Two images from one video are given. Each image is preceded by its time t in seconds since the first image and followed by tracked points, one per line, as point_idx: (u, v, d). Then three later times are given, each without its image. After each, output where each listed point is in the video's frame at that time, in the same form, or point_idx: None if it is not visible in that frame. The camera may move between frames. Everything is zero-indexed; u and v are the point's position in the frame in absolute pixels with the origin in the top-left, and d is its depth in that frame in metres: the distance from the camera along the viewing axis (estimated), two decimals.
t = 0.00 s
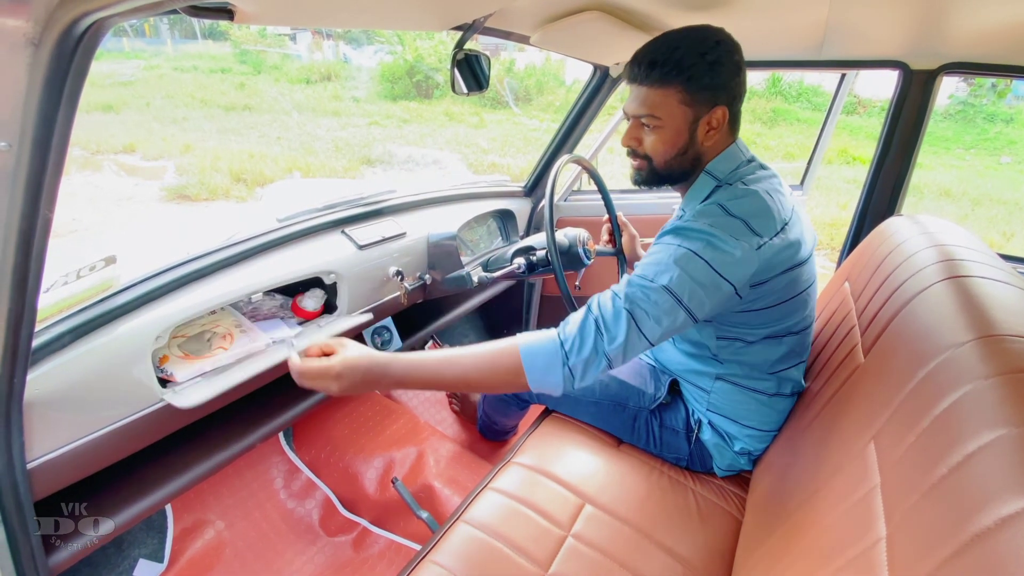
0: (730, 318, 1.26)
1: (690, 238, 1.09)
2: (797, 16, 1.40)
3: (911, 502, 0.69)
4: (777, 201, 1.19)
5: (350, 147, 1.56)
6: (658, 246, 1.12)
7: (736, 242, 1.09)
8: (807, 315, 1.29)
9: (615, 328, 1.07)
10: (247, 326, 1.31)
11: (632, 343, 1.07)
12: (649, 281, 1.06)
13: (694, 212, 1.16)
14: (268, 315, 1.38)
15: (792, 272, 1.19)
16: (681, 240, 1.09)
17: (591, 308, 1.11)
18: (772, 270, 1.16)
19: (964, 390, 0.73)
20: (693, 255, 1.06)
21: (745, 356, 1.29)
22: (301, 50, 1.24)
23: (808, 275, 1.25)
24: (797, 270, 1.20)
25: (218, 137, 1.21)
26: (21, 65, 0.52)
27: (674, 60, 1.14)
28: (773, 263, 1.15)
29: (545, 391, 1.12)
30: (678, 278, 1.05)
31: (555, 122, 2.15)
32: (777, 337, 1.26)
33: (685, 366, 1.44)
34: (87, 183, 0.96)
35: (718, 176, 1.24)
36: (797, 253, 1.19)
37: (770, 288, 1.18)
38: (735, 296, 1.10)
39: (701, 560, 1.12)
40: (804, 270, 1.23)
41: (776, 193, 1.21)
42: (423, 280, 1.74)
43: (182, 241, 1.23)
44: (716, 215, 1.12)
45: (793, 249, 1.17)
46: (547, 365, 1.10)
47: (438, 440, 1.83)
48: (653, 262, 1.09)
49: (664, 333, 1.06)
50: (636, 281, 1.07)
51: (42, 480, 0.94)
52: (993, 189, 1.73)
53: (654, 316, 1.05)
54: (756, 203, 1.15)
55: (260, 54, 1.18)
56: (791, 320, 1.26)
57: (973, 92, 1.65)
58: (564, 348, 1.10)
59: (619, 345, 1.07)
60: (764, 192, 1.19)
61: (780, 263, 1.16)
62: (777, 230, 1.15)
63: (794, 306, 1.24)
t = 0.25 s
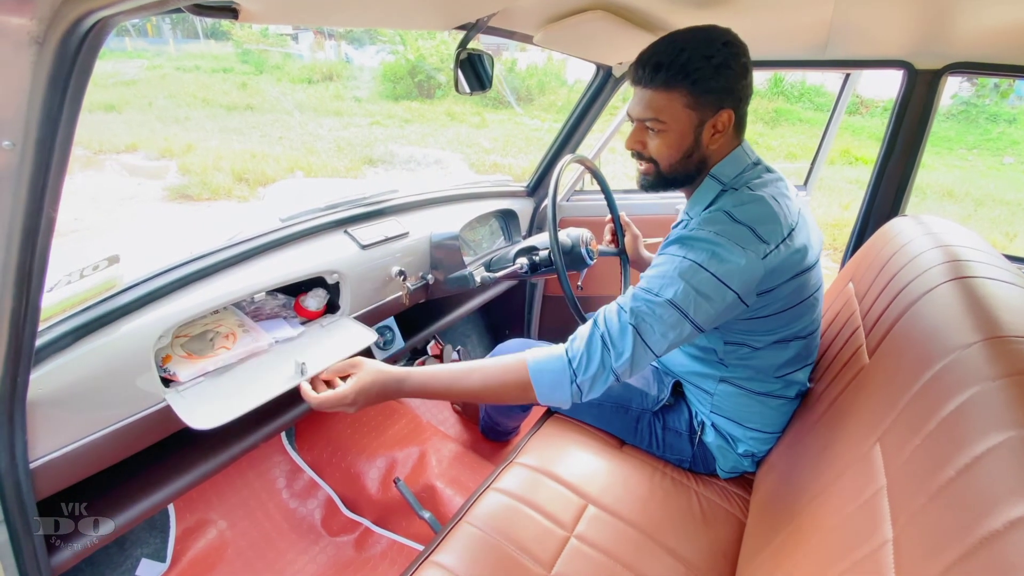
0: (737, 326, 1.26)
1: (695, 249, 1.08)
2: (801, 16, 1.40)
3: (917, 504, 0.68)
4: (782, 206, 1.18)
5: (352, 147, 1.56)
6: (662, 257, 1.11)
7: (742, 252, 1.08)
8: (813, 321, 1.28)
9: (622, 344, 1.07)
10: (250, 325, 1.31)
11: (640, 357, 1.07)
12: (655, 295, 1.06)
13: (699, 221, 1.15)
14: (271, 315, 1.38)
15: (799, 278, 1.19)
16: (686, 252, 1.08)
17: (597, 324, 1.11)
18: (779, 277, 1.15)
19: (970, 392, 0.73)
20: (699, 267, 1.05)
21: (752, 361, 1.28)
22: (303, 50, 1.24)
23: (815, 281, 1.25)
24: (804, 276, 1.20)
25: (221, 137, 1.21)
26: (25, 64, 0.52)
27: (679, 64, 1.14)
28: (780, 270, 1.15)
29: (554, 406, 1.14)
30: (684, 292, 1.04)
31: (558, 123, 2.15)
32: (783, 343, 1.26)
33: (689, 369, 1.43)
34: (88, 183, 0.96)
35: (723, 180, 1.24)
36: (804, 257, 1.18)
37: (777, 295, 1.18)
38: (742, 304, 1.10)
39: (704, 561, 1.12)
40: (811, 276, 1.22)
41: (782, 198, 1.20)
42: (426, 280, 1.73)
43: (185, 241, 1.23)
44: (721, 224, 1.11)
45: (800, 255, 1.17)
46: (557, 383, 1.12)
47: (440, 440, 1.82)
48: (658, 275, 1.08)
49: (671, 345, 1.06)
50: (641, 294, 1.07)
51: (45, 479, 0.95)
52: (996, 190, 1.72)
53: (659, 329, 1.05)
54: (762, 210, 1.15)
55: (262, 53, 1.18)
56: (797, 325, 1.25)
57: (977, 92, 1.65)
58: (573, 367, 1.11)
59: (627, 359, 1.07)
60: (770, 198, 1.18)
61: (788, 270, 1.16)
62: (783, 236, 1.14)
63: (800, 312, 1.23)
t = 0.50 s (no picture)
0: (740, 328, 1.25)
1: (698, 249, 1.08)
2: (807, 15, 1.39)
3: (927, 507, 0.68)
4: (788, 208, 1.18)
5: (355, 147, 1.56)
6: (665, 256, 1.11)
7: (746, 253, 1.07)
8: (818, 322, 1.27)
9: (620, 340, 1.07)
10: (253, 324, 1.29)
11: (637, 355, 1.07)
12: (655, 293, 1.06)
13: (702, 220, 1.15)
14: (274, 315, 1.36)
15: (803, 281, 1.18)
16: (688, 251, 1.08)
17: (596, 318, 1.10)
18: (782, 280, 1.14)
19: (981, 394, 0.72)
20: (701, 267, 1.05)
21: (755, 363, 1.28)
22: (305, 50, 1.24)
23: (820, 283, 1.24)
24: (809, 279, 1.19)
25: (223, 137, 1.20)
26: (30, 61, 0.51)
27: (680, 68, 1.12)
28: (783, 272, 1.14)
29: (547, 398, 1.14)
30: (685, 291, 1.04)
31: (561, 123, 2.14)
32: (786, 346, 1.25)
33: (693, 371, 1.42)
34: (91, 182, 0.96)
35: (728, 182, 1.24)
36: (809, 260, 1.18)
37: (780, 298, 1.17)
38: (745, 306, 1.09)
39: (710, 563, 1.11)
40: (816, 278, 1.22)
41: (787, 200, 1.20)
42: (429, 280, 1.72)
43: (189, 241, 1.23)
44: (725, 224, 1.11)
45: (804, 257, 1.16)
46: (551, 375, 1.11)
47: (443, 440, 1.82)
48: (659, 273, 1.08)
49: (670, 344, 1.06)
50: (642, 292, 1.07)
51: (49, 478, 0.94)
52: (1000, 190, 1.71)
53: (658, 328, 1.05)
54: (769, 212, 1.14)
55: (265, 53, 1.18)
56: (801, 328, 1.24)
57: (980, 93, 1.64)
58: (568, 360, 1.11)
59: (624, 356, 1.07)
60: (775, 199, 1.17)
61: (792, 273, 1.15)
62: (788, 239, 1.13)
63: (803, 315, 1.23)
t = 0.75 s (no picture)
0: (739, 328, 1.25)
1: (698, 247, 1.08)
2: (811, 15, 1.39)
3: (932, 509, 0.68)
4: (789, 209, 1.17)
5: (357, 146, 1.55)
6: (665, 254, 1.11)
7: (744, 252, 1.07)
8: (819, 322, 1.27)
9: (616, 334, 1.07)
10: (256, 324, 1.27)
11: (632, 349, 1.07)
12: (654, 289, 1.06)
13: (703, 220, 1.15)
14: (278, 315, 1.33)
15: (803, 282, 1.17)
16: (688, 248, 1.08)
17: (593, 311, 1.11)
18: (781, 282, 1.14)
19: (986, 396, 0.72)
20: (699, 264, 1.05)
21: (754, 363, 1.28)
22: (307, 49, 1.24)
23: (820, 284, 1.23)
24: (808, 280, 1.18)
25: (225, 136, 1.21)
26: (36, 61, 0.51)
27: (677, 71, 1.12)
28: (783, 273, 1.13)
29: (538, 388, 1.14)
30: (683, 287, 1.04)
31: (563, 123, 2.14)
32: (786, 348, 1.24)
33: (695, 371, 1.42)
34: (94, 182, 0.96)
35: (728, 184, 1.24)
36: (809, 262, 1.17)
37: (779, 299, 1.16)
38: (744, 307, 1.09)
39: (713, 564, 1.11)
40: (816, 279, 1.21)
41: (787, 201, 1.19)
42: (432, 279, 1.72)
43: (192, 241, 1.23)
44: (726, 224, 1.11)
45: (804, 259, 1.15)
46: (545, 364, 1.12)
47: (445, 440, 1.82)
48: (659, 269, 1.08)
49: (667, 341, 1.06)
50: (640, 287, 1.07)
51: (53, 479, 0.94)
52: (1003, 190, 1.74)
53: (655, 323, 1.05)
54: (769, 212, 1.13)
55: (267, 53, 1.18)
56: (801, 330, 1.24)
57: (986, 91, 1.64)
58: (563, 351, 1.11)
59: (619, 349, 1.07)
60: (774, 200, 1.16)
61: (791, 274, 1.14)
62: (788, 241, 1.13)
63: (802, 317, 1.22)
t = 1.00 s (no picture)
0: (734, 327, 1.26)
1: (692, 245, 1.08)
2: (815, 15, 1.38)
3: (935, 511, 0.68)
4: (783, 210, 1.16)
5: (359, 146, 1.56)
6: (659, 251, 1.12)
7: (736, 251, 1.07)
8: (816, 322, 1.27)
9: (606, 323, 1.07)
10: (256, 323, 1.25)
11: (620, 342, 1.07)
12: (646, 284, 1.07)
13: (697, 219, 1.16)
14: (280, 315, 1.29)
15: (797, 282, 1.17)
16: (682, 245, 1.09)
17: (585, 300, 1.11)
18: (773, 281, 1.13)
19: (989, 398, 0.72)
20: (692, 261, 1.05)
21: (754, 363, 1.28)
22: (309, 49, 1.24)
23: (816, 284, 1.23)
24: (802, 280, 1.18)
25: (227, 136, 1.21)
26: (41, 62, 0.52)
27: (664, 81, 1.12)
28: (775, 273, 1.13)
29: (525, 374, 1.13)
30: (674, 282, 1.05)
31: (565, 123, 2.14)
32: (777, 348, 1.25)
33: (697, 372, 1.42)
34: (97, 181, 0.96)
35: (721, 187, 1.24)
36: (803, 262, 1.16)
37: (770, 298, 1.16)
38: (736, 306, 1.09)
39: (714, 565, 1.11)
40: (810, 279, 1.20)
41: (781, 201, 1.18)
42: (434, 279, 1.73)
43: (195, 241, 1.24)
44: (721, 222, 1.11)
45: (797, 259, 1.14)
46: (532, 351, 1.11)
47: (447, 441, 1.81)
48: (652, 264, 1.09)
49: (657, 336, 1.06)
50: (632, 281, 1.08)
51: (55, 478, 0.95)
52: (1005, 191, 1.70)
53: (645, 316, 1.05)
54: (763, 212, 1.13)
55: (270, 53, 1.18)
56: (796, 330, 1.24)
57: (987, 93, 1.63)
58: (551, 338, 1.11)
59: (608, 341, 1.07)
60: (768, 201, 1.16)
61: (785, 274, 1.14)
62: (781, 241, 1.12)
63: (796, 317, 1.22)
